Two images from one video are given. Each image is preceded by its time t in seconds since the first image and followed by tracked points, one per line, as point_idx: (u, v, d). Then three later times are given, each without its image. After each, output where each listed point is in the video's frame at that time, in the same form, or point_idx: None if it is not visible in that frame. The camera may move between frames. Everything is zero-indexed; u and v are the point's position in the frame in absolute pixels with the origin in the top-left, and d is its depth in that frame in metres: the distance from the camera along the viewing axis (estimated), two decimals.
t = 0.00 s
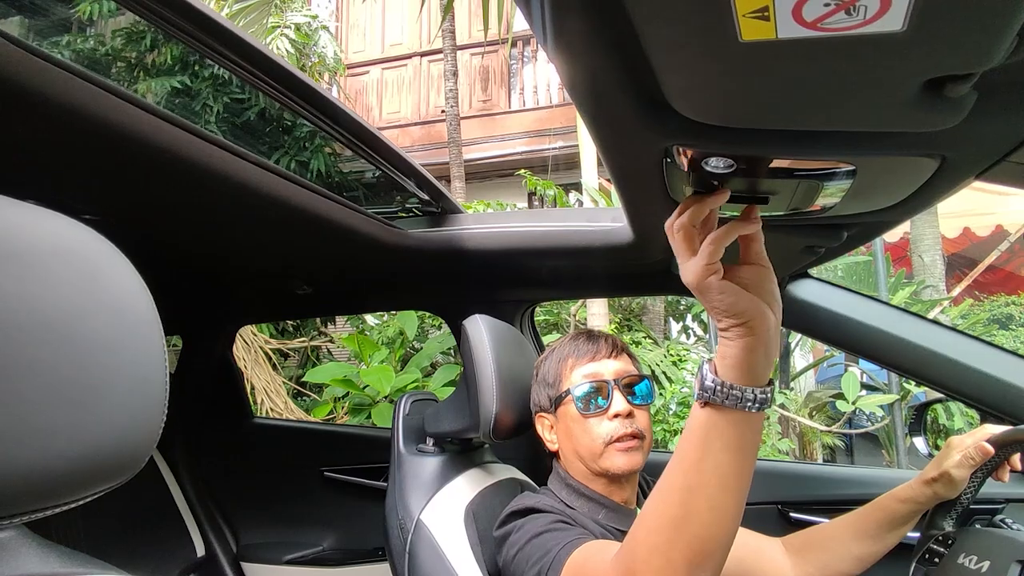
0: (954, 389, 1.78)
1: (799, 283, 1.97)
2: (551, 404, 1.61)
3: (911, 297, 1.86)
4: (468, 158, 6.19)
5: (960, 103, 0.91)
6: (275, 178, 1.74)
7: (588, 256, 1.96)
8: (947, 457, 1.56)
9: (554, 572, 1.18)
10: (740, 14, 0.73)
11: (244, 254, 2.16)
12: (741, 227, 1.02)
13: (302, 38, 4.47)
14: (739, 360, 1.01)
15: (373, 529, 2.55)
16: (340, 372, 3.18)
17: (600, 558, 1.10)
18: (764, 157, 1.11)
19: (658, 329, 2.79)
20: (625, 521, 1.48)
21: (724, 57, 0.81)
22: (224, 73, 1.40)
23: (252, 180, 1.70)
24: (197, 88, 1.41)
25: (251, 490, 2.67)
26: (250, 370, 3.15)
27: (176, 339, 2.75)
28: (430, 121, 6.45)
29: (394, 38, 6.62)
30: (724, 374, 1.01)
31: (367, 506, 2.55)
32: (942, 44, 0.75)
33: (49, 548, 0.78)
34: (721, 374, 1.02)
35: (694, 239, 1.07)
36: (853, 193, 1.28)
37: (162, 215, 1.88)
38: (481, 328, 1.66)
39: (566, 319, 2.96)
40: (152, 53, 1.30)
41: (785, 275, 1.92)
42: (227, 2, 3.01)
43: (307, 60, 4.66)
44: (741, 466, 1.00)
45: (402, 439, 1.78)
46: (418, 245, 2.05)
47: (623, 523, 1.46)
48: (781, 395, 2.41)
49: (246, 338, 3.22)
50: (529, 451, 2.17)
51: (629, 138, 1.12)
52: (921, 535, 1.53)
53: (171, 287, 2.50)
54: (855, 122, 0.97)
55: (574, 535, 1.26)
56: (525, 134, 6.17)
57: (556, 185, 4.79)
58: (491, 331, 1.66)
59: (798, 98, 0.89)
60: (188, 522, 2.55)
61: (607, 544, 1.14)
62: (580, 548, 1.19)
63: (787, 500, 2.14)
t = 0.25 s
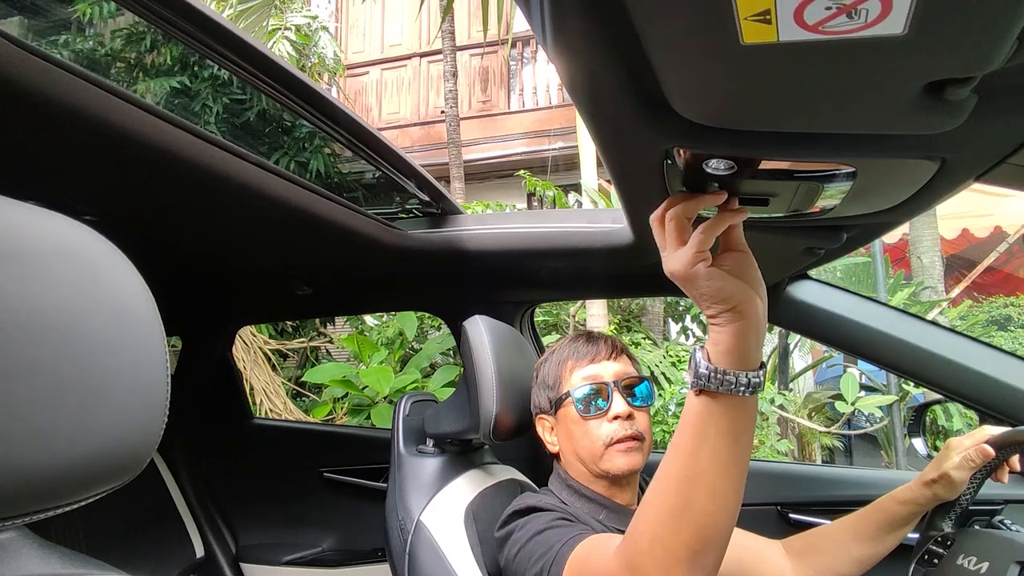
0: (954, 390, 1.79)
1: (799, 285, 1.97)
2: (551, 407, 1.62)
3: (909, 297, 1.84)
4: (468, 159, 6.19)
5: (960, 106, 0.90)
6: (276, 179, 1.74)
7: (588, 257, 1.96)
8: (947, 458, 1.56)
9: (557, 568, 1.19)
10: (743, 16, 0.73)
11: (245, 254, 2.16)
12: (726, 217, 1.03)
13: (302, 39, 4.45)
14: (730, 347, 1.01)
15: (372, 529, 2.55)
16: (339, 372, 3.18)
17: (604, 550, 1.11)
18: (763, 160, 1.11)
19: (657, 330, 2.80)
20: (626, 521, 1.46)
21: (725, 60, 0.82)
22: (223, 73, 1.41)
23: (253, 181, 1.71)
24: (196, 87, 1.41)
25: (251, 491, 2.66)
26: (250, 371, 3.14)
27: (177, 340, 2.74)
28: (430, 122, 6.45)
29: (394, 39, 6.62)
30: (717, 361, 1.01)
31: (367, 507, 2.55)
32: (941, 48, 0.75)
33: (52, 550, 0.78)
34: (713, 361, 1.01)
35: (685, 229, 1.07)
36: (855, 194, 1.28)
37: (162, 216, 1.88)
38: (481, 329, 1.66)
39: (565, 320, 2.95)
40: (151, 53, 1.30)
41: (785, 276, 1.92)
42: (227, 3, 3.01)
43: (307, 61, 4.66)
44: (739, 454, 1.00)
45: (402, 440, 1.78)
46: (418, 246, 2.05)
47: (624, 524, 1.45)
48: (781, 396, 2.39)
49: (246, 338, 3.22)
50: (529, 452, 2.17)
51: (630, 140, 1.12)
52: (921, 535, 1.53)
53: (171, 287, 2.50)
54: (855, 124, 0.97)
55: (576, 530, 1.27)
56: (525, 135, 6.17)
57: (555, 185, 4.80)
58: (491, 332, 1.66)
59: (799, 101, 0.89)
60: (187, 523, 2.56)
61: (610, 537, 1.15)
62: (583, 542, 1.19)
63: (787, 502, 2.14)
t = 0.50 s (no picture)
0: (942, 403, 1.81)
1: (788, 298, 1.98)
2: (524, 423, 1.60)
3: (912, 307, 1.88)
4: (473, 168, 6.25)
5: (898, 141, 0.94)
6: (271, 198, 1.80)
7: (577, 271, 2.01)
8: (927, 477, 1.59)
9: None
10: (683, 64, 0.80)
11: (245, 268, 2.22)
12: (741, 276, 1.11)
13: (307, 52, 4.46)
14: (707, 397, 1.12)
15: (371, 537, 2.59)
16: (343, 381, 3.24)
17: None
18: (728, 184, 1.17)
19: (659, 340, 2.85)
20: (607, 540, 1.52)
21: (681, 95, 0.86)
22: (228, 92, 1.45)
23: (250, 199, 1.76)
24: (202, 102, 1.46)
25: (252, 499, 2.71)
26: (255, 380, 3.18)
27: (181, 350, 2.80)
28: (435, 132, 6.53)
29: (400, 50, 6.64)
30: (690, 406, 1.11)
31: (365, 515, 2.59)
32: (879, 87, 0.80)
33: (50, 554, 0.83)
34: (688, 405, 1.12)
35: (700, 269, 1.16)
36: (821, 217, 1.32)
37: (165, 232, 1.94)
38: (473, 342, 1.72)
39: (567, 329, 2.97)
40: (160, 69, 1.36)
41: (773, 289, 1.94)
42: (232, 21, 3.08)
43: (312, 73, 4.73)
44: (704, 496, 1.06)
45: (396, 449, 1.82)
46: (413, 261, 2.10)
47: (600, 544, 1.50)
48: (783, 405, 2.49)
49: (251, 347, 3.27)
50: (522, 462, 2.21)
51: (605, 165, 1.17)
52: (906, 547, 1.56)
53: (174, 299, 2.56)
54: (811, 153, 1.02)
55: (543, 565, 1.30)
56: (530, 145, 6.22)
57: (557, 195, 4.83)
58: (482, 345, 1.72)
59: (756, 131, 0.94)
60: (190, 531, 2.61)
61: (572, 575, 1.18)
62: None
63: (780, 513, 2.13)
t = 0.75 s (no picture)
0: (940, 403, 1.81)
1: (786, 299, 1.99)
2: (526, 418, 1.63)
3: (914, 307, 1.87)
4: (476, 169, 6.26)
5: (888, 145, 0.96)
6: (272, 201, 1.81)
7: (576, 273, 2.02)
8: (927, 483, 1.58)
9: None
10: (672, 70, 0.81)
11: (247, 270, 2.23)
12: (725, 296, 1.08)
13: (310, 54, 4.49)
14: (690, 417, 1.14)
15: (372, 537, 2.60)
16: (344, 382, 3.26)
17: None
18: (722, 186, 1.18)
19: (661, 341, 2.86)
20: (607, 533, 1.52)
21: (672, 99, 0.87)
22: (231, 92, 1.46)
23: (250, 202, 1.77)
24: (205, 105, 1.47)
25: (254, 500, 2.73)
26: (257, 381, 3.20)
27: (183, 351, 2.81)
28: (438, 133, 6.54)
29: (402, 52, 6.62)
30: (676, 426, 1.14)
31: (366, 516, 2.60)
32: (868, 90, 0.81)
33: (51, 554, 0.83)
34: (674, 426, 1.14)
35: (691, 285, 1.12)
36: (814, 220, 1.33)
37: (166, 235, 1.95)
38: (471, 343, 1.71)
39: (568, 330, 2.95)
40: (163, 71, 1.37)
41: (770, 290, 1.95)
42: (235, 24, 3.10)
43: (314, 75, 4.75)
44: (692, 510, 1.12)
45: (396, 450, 1.83)
46: (412, 262, 2.11)
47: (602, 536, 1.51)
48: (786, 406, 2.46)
49: (253, 348, 3.29)
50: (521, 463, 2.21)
51: (601, 168, 1.17)
52: (904, 548, 1.56)
53: (176, 301, 2.58)
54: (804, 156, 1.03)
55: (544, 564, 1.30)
56: (532, 145, 6.22)
57: (559, 196, 4.84)
58: (481, 345, 1.72)
59: (749, 134, 0.95)
60: (193, 531, 2.63)
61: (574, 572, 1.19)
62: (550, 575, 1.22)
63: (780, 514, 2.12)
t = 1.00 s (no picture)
0: (938, 404, 1.82)
1: (785, 299, 2.02)
2: (539, 414, 1.66)
3: (917, 307, 1.81)
4: (478, 170, 6.26)
5: (875, 150, 1.00)
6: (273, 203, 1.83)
7: (575, 274, 2.03)
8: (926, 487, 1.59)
9: None
10: (659, 77, 0.87)
11: (249, 272, 2.25)
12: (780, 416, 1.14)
13: (313, 56, 4.52)
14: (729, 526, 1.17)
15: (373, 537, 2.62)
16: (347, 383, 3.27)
17: None
18: (716, 188, 1.19)
19: (663, 342, 2.86)
20: (608, 528, 1.54)
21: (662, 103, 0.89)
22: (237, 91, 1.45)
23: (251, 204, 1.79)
24: (209, 108, 1.48)
25: (257, 500, 2.74)
26: (260, 381, 3.22)
27: (187, 352, 2.83)
28: (440, 134, 6.55)
29: (405, 53, 6.58)
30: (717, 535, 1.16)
31: (367, 516, 2.61)
32: (853, 94, 0.82)
33: (54, 552, 0.85)
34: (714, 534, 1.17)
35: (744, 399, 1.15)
36: (806, 223, 1.34)
37: (169, 237, 1.97)
38: (471, 345, 1.72)
39: (572, 332, 2.88)
40: (167, 73, 1.38)
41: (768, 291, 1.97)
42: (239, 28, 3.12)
43: (317, 77, 4.76)
44: None
45: (397, 451, 1.84)
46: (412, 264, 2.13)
47: (605, 530, 1.53)
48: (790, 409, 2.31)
49: (256, 349, 3.31)
50: (522, 463, 2.23)
51: (597, 171, 1.19)
52: (902, 548, 1.56)
53: (180, 302, 2.60)
54: (795, 158, 1.04)
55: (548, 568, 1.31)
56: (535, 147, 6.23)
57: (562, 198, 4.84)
58: (481, 346, 1.73)
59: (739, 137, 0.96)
60: (196, 532, 2.65)
61: None
62: None
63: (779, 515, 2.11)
